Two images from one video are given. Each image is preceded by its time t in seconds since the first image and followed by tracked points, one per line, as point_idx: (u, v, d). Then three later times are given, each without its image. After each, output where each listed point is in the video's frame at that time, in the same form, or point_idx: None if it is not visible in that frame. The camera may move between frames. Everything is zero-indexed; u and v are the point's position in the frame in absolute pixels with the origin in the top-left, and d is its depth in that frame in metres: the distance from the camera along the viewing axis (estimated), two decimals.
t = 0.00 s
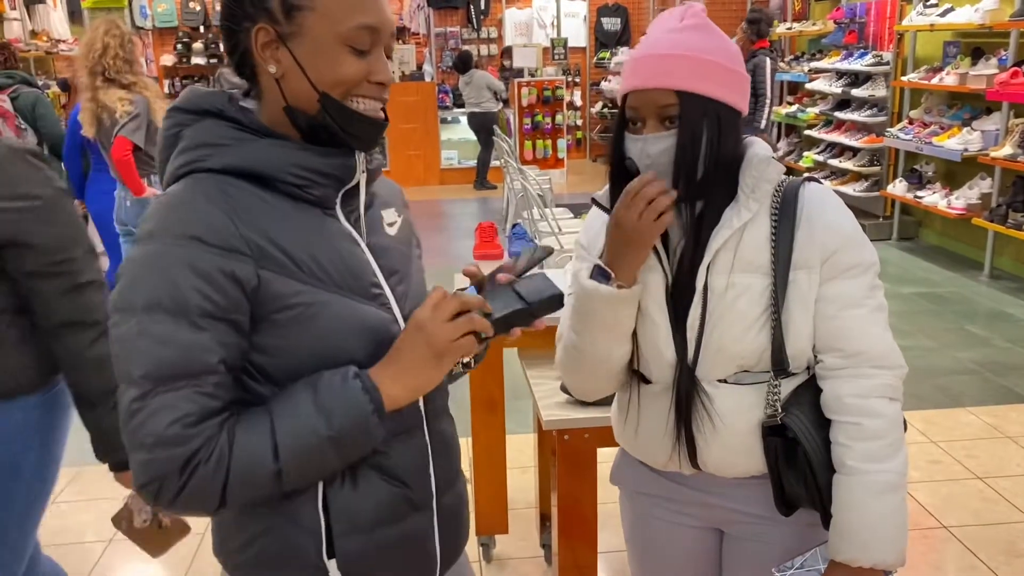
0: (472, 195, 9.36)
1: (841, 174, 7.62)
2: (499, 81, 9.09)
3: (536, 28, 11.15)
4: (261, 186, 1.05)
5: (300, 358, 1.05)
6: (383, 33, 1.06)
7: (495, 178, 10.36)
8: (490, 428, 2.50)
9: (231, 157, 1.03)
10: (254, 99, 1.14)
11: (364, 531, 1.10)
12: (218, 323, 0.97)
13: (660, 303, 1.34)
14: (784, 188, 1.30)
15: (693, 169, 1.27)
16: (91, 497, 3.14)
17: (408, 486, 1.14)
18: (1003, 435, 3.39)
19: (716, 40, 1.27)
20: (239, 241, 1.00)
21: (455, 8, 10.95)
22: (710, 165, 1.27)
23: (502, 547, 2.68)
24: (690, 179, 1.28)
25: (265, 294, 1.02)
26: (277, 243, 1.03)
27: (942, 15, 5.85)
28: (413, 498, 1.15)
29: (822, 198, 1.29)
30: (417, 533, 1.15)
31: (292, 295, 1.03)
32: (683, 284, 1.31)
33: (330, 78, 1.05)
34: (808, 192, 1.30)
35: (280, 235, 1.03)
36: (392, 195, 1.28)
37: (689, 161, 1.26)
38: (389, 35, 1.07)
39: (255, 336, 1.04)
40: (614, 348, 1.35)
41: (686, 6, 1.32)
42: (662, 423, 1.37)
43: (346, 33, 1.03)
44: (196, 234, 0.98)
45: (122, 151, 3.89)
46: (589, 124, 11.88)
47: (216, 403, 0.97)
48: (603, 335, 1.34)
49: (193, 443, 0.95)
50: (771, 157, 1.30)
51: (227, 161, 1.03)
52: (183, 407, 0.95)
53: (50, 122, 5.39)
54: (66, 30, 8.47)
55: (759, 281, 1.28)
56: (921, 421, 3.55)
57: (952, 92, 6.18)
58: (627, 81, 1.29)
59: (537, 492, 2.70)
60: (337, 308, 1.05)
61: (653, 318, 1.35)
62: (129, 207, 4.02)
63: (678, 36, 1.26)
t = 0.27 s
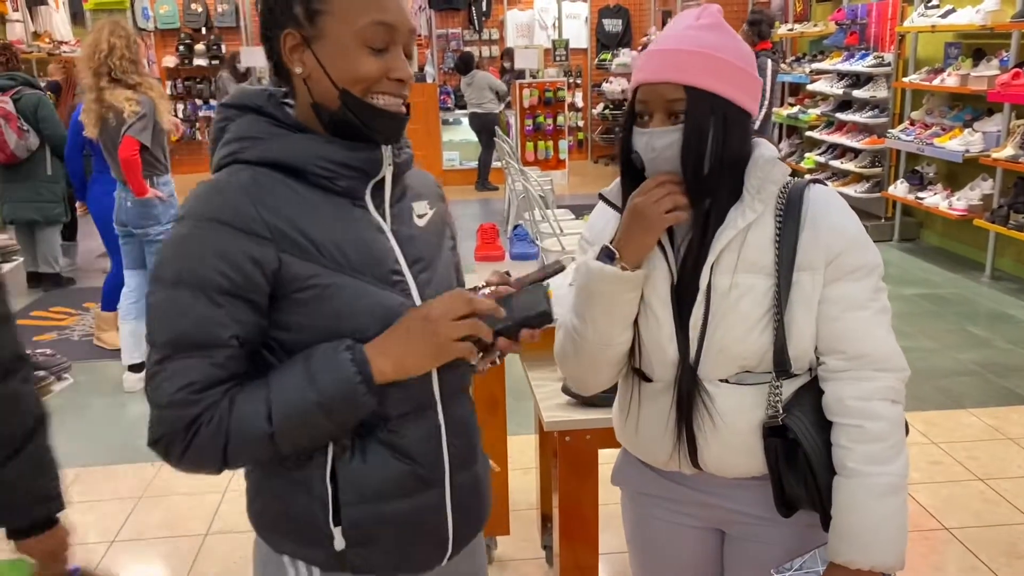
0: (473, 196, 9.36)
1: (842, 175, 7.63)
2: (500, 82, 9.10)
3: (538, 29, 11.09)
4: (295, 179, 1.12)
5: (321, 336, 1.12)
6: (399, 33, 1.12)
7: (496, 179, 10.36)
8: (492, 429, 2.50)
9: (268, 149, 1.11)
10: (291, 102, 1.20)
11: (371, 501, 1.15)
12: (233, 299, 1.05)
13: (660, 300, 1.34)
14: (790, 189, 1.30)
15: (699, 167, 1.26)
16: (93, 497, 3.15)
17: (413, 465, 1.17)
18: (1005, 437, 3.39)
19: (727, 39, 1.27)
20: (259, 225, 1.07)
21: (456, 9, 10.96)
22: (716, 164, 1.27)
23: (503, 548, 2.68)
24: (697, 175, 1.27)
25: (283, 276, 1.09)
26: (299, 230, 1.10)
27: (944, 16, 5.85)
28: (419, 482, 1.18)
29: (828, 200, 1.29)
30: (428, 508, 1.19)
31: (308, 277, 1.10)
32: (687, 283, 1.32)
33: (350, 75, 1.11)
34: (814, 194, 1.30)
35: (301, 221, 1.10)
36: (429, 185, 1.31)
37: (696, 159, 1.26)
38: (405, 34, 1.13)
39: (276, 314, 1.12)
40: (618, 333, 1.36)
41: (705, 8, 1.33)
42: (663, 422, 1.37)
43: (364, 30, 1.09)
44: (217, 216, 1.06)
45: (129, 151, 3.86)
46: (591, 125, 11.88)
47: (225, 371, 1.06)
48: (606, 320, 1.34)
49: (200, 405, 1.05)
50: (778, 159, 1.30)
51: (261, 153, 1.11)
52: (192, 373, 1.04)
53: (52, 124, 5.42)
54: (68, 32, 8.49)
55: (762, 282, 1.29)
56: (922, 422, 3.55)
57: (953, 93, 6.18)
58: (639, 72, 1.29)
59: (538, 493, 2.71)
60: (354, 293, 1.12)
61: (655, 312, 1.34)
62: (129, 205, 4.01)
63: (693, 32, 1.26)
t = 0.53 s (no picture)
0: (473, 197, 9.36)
1: (842, 177, 7.63)
2: (501, 84, 9.11)
3: (538, 31, 11.11)
4: (337, 171, 1.22)
5: (352, 311, 1.22)
6: (424, 30, 1.20)
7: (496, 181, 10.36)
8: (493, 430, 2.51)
9: (308, 138, 1.21)
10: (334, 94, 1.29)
11: (374, 466, 1.24)
12: (275, 275, 1.16)
13: (664, 298, 1.35)
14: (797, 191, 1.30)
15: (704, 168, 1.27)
16: (95, 498, 3.16)
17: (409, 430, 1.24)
18: (1005, 438, 3.39)
19: (734, 41, 1.27)
20: (297, 205, 1.17)
21: (457, 11, 10.97)
22: (720, 166, 1.27)
23: (504, 549, 2.68)
24: (702, 176, 1.27)
25: (319, 256, 1.19)
26: (336, 215, 1.19)
27: (944, 18, 5.86)
28: (422, 447, 1.25)
29: (836, 203, 1.29)
30: (431, 473, 1.26)
31: (342, 257, 1.20)
32: (693, 283, 1.32)
33: (381, 72, 1.20)
34: (822, 196, 1.30)
35: (337, 207, 1.19)
36: (459, 180, 1.39)
37: (700, 160, 1.26)
38: (429, 31, 1.21)
39: (313, 289, 1.22)
40: (620, 333, 1.37)
41: (712, 9, 1.33)
42: (666, 421, 1.37)
43: (391, 27, 1.17)
44: (264, 200, 1.15)
45: (134, 147, 3.77)
46: (591, 127, 11.88)
47: (265, 338, 1.17)
48: (611, 320, 1.35)
49: (242, 367, 1.16)
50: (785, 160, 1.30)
51: (303, 142, 1.21)
52: (230, 335, 1.15)
53: (53, 125, 5.41)
54: (69, 34, 8.50)
55: (767, 283, 1.29)
56: (923, 424, 3.55)
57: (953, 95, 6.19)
58: (642, 75, 1.29)
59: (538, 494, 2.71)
60: (383, 275, 1.21)
61: (659, 312, 1.35)
62: (129, 205, 3.89)
63: (698, 35, 1.27)
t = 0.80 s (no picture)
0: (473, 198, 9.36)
1: (842, 177, 7.63)
2: (500, 85, 9.10)
3: (538, 32, 11.08)
4: (344, 159, 1.26)
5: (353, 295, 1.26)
6: (434, 33, 1.22)
7: (496, 182, 10.35)
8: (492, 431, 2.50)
9: (320, 128, 1.24)
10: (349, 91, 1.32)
11: (363, 445, 1.27)
12: (282, 256, 1.20)
13: (664, 299, 1.35)
14: (801, 191, 1.29)
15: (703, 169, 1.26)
16: (93, 499, 3.15)
17: (398, 410, 1.27)
18: (1005, 440, 3.39)
19: (733, 40, 1.26)
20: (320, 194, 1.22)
21: (457, 12, 10.97)
22: (717, 166, 1.26)
23: (503, 550, 2.68)
24: (699, 178, 1.27)
25: (324, 241, 1.23)
26: (341, 202, 1.23)
27: (943, 19, 5.85)
28: (412, 428, 1.28)
29: (841, 203, 1.28)
30: (422, 453, 1.29)
31: (345, 243, 1.24)
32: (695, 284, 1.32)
33: (391, 74, 1.22)
34: (826, 196, 1.29)
35: (342, 194, 1.23)
36: (463, 177, 1.41)
37: (695, 160, 1.26)
38: (440, 35, 1.23)
39: (318, 271, 1.26)
40: (621, 336, 1.37)
41: (714, 8, 1.33)
42: (669, 422, 1.37)
43: (404, 31, 1.20)
44: (277, 183, 1.20)
45: (144, 133, 3.75)
46: (590, 128, 11.88)
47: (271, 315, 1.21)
48: (610, 321, 1.36)
49: (247, 340, 1.20)
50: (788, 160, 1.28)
51: (315, 132, 1.24)
52: (242, 311, 1.20)
53: (52, 126, 5.40)
54: (69, 34, 8.50)
55: (770, 284, 1.29)
56: (922, 425, 3.55)
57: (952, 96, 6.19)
58: (640, 76, 1.30)
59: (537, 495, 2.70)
60: (385, 260, 1.25)
61: (661, 313, 1.35)
62: (124, 200, 3.80)
63: (697, 35, 1.26)
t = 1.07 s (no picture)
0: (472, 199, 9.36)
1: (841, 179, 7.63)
2: (500, 86, 9.10)
3: (538, 33, 11.13)
4: (333, 155, 1.27)
5: (342, 287, 1.27)
6: (411, 36, 1.24)
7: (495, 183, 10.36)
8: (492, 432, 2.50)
9: (315, 126, 1.26)
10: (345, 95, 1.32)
11: (352, 437, 1.28)
12: (273, 246, 1.21)
13: (666, 302, 1.36)
14: (806, 196, 1.29)
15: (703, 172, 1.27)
16: (92, 500, 3.15)
17: (390, 403, 1.29)
18: (1004, 441, 3.39)
19: (737, 41, 1.26)
20: (310, 182, 1.23)
21: (456, 13, 10.97)
22: (717, 171, 1.27)
23: (503, 552, 2.68)
24: (700, 179, 1.28)
25: (315, 234, 1.24)
26: (334, 198, 1.25)
27: (942, 21, 5.85)
28: (404, 421, 1.30)
29: (848, 207, 1.28)
30: (414, 445, 1.31)
31: (335, 236, 1.25)
32: (696, 287, 1.32)
33: (372, 79, 1.25)
34: (832, 201, 1.29)
35: (334, 189, 1.25)
36: (457, 181, 1.42)
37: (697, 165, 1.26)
38: (419, 37, 1.24)
39: (312, 265, 1.27)
40: (621, 353, 1.39)
41: (723, 9, 1.32)
42: (669, 423, 1.38)
43: (380, 37, 1.23)
44: (267, 175, 1.22)
45: (147, 133, 3.74)
46: (590, 129, 11.88)
47: (260, 304, 1.22)
48: (609, 341, 1.38)
49: (235, 329, 1.21)
50: (792, 164, 1.28)
51: (312, 131, 1.26)
52: (231, 298, 1.20)
53: (51, 127, 5.41)
54: (68, 36, 8.50)
55: (771, 288, 1.28)
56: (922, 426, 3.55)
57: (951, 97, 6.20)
58: (644, 76, 1.31)
59: (537, 497, 2.70)
60: (374, 255, 1.26)
61: (662, 316, 1.36)
62: (115, 199, 3.78)
63: (700, 37, 1.27)
